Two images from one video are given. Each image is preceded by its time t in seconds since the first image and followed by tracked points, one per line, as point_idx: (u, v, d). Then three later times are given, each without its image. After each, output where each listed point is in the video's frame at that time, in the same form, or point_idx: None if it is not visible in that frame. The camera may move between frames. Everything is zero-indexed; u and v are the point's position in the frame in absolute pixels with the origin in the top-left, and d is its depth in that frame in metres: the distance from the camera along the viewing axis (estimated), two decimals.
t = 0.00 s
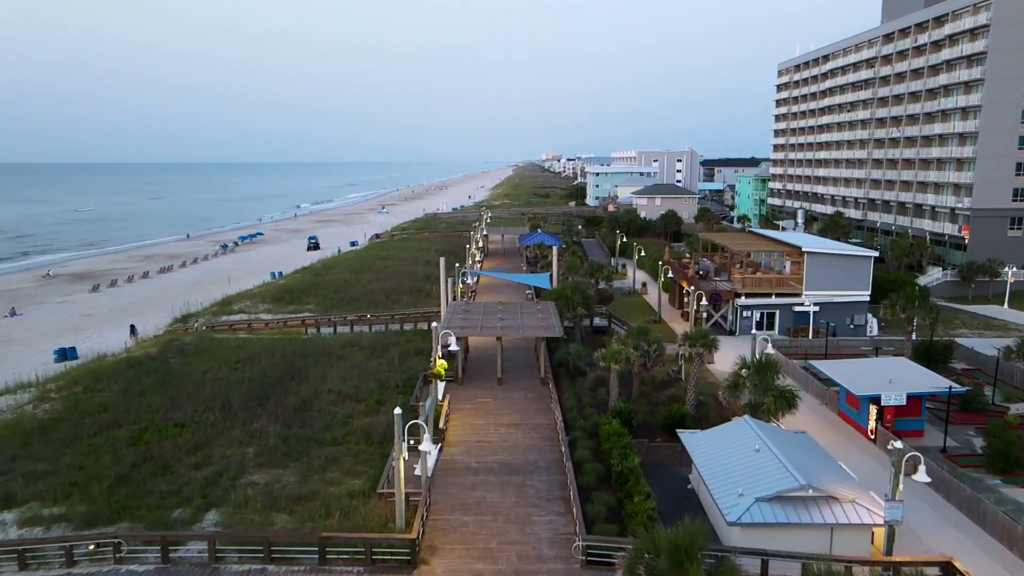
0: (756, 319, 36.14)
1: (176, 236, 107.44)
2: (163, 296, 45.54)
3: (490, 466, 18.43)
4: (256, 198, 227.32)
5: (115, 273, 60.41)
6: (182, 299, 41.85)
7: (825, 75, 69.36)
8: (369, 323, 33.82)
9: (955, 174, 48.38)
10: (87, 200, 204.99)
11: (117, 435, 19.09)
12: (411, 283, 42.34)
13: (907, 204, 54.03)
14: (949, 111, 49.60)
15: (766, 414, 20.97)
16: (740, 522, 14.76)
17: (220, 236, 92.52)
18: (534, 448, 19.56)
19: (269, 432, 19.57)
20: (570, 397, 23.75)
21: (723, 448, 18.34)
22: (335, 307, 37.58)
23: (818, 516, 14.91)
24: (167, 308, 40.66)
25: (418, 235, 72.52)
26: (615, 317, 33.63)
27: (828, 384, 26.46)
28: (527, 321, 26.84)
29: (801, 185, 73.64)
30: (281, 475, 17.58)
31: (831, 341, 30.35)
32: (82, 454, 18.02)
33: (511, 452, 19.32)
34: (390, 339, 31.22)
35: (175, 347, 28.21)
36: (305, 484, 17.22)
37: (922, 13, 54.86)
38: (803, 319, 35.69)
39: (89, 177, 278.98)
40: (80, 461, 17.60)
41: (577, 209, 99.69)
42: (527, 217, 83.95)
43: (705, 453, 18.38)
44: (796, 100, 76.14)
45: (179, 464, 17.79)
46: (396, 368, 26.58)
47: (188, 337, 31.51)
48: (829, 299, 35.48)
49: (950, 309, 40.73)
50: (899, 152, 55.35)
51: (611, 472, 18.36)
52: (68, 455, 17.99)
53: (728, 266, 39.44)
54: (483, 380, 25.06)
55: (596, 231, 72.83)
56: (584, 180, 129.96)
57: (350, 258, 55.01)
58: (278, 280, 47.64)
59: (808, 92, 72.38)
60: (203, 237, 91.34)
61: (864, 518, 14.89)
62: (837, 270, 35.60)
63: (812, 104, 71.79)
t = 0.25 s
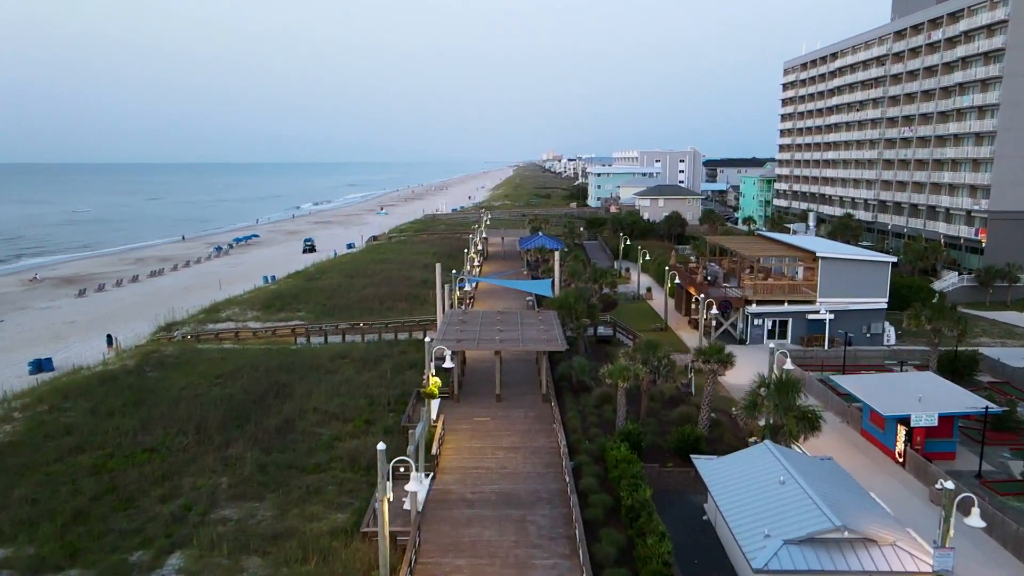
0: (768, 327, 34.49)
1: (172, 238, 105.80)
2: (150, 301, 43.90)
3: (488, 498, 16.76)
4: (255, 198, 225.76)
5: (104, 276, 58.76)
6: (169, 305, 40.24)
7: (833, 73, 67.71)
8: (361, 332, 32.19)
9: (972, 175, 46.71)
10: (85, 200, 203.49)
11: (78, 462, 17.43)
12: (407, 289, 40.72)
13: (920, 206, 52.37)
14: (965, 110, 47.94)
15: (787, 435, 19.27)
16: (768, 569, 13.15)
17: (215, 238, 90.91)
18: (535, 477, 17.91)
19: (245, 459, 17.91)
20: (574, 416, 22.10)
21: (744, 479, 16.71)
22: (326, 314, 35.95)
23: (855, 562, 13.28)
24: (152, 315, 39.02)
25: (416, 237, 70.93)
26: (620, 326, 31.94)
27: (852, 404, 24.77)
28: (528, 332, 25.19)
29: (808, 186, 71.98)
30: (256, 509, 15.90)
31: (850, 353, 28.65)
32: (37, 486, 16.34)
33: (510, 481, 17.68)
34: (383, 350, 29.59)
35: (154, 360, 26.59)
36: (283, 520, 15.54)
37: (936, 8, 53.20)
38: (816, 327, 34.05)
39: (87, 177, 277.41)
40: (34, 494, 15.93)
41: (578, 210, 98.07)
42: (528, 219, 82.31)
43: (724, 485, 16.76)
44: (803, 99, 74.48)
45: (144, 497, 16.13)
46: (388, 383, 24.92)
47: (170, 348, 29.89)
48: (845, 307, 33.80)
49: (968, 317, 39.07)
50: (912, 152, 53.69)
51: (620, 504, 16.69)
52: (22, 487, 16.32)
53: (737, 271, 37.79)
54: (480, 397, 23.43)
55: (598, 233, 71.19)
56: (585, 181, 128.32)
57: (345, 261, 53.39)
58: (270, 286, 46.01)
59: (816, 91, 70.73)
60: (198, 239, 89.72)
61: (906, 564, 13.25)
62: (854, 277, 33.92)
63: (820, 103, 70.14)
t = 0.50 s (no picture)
0: (781, 337, 32.84)
1: (167, 239, 104.26)
2: (137, 307, 42.28)
3: (484, 536, 15.09)
4: (254, 199, 224.25)
5: (94, 280, 57.18)
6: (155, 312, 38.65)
7: (841, 71, 66.10)
8: (353, 343, 30.56)
9: (989, 176, 45.04)
10: (82, 201, 201.89)
11: (31, 495, 15.76)
12: (403, 295, 39.09)
13: (935, 208, 50.73)
14: (982, 108, 46.29)
15: (812, 462, 17.66)
16: None
17: (211, 239, 89.33)
18: (536, 510, 16.26)
19: (218, 492, 16.24)
20: (579, 439, 20.43)
21: (768, 514, 15.12)
22: (318, 323, 34.34)
23: None
24: (137, 322, 37.38)
25: (414, 239, 69.36)
26: (625, 336, 30.45)
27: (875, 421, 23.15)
28: (528, 345, 23.53)
29: (816, 187, 70.35)
30: (225, 552, 14.23)
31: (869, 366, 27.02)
32: None
33: (509, 515, 16.02)
34: (376, 363, 27.94)
35: (130, 374, 24.97)
36: (254, 564, 13.86)
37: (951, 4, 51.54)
38: (831, 337, 32.42)
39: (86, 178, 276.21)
40: None
41: (580, 211, 96.48)
42: (528, 220, 80.74)
43: (745, 521, 15.17)
44: (810, 98, 72.85)
45: (100, 537, 14.46)
46: (379, 400, 23.26)
47: (151, 360, 28.26)
48: (863, 315, 32.13)
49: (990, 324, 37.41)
50: (925, 152, 52.05)
51: (630, 544, 15.04)
52: None
53: (747, 277, 36.16)
54: (477, 415, 21.78)
55: (600, 235, 69.62)
56: (587, 182, 126.80)
57: (340, 265, 51.77)
58: (261, 291, 44.39)
59: (824, 90, 69.11)
60: (193, 241, 88.19)
61: None
62: (871, 284, 32.20)
63: (828, 102, 68.52)
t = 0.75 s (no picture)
0: (796, 347, 31.18)
1: (163, 241, 102.66)
2: (121, 314, 40.59)
3: None
4: (252, 200, 222.57)
5: (83, 284, 55.54)
6: (139, 319, 36.97)
7: (851, 69, 64.49)
8: (344, 354, 28.88)
9: (1008, 178, 43.41)
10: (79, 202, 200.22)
11: None
12: (399, 302, 37.45)
13: (949, 210, 49.13)
14: (1000, 107, 44.72)
15: (843, 496, 15.97)
16: None
17: (205, 242, 87.66)
18: (538, 550, 14.59)
19: (184, 531, 14.57)
20: (585, 465, 18.73)
21: (799, 555, 13.40)
22: (308, 332, 32.69)
23: None
24: (119, 330, 35.72)
25: (412, 242, 67.74)
26: (631, 347, 28.94)
27: (905, 442, 21.51)
28: (530, 359, 21.87)
29: (824, 188, 68.74)
30: None
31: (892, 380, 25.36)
32: None
33: (508, 557, 14.35)
34: (367, 377, 26.28)
35: (103, 389, 23.33)
36: None
37: None
38: (848, 347, 30.77)
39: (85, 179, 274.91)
40: None
41: (582, 212, 94.86)
42: (529, 222, 79.12)
43: (773, 563, 13.45)
44: (817, 97, 71.28)
45: None
46: (368, 419, 21.59)
47: (128, 373, 26.62)
48: (882, 325, 30.47)
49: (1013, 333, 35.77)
50: (940, 153, 50.43)
51: None
52: None
53: (758, 283, 34.53)
54: (473, 437, 20.12)
55: (602, 238, 67.99)
56: (588, 183, 125.18)
57: (335, 269, 50.13)
58: (252, 297, 42.74)
59: (832, 89, 67.50)
60: (187, 243, 86.52)
61: None
62: (891, 292, 30.54)
63: (836, 101, 66.95)
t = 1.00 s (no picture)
0: (812, 358, 29.52)
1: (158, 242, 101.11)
2: (105, 321, 38.92)
3: None
4: (251, 200, 221.00)
5: (70, 288, 53.87)
6: (122, 328, 35.30)
7: (860, 68, 62.93)
8: (333, 367, 27.20)
9: None
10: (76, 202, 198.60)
11: None
12: (394, 310, 35.86)
13: (965, 213, 47.54)
14: (1019, 106, 43.13)
15: (882, 536, 14.27)
16: None
17: (200, 243, 86.01)
18: None
19: None
20: (592, 497, 17.03)
21: None
22: (297, 342, 31.06)
23: None
24: (101, 339, 34.05)
25: (410, 244, 66.11)
26: (637, 359, 27.44)
27: (938, 467, 19.95)
28: (531, 376, 20.19)
29: (832, 189, 67.13)
30: None
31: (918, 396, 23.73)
32: None
33: None
34: (358, 393, 24.64)
35: (71, 408, 21.65)
36: None
37: None
38: (867, 358, 29.12)
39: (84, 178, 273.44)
40: None
41: (583, 213, 93.34)
42: (530, 224, 77.51)
43: None
44: (825, 96, 69.68)
45: None
46: (356, 442, 19.91)
47: (104, 389, 24.99)
48: (904, 335, 28.80)
49: None
50: (956, 153, 48.82)
51: None
52: None
53: (771, 290, 32.87)
54: (469, 464, 18.45)
55: (605, 240, 66.38)
56: (589, 183, 123.60)
57: (329, 274, 48.46)
58: (242, 303, 41.14)
59: (840, 87, 65.93)
60: (181, 245, 84.87)
61: None
62: (913, 300, 28.86)
63: (845, 100, 65.36)
